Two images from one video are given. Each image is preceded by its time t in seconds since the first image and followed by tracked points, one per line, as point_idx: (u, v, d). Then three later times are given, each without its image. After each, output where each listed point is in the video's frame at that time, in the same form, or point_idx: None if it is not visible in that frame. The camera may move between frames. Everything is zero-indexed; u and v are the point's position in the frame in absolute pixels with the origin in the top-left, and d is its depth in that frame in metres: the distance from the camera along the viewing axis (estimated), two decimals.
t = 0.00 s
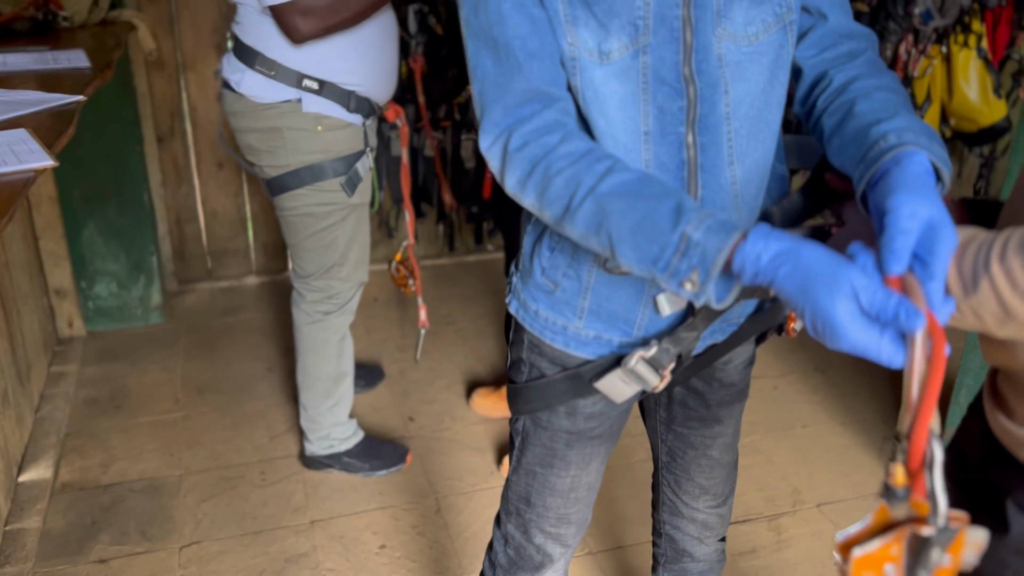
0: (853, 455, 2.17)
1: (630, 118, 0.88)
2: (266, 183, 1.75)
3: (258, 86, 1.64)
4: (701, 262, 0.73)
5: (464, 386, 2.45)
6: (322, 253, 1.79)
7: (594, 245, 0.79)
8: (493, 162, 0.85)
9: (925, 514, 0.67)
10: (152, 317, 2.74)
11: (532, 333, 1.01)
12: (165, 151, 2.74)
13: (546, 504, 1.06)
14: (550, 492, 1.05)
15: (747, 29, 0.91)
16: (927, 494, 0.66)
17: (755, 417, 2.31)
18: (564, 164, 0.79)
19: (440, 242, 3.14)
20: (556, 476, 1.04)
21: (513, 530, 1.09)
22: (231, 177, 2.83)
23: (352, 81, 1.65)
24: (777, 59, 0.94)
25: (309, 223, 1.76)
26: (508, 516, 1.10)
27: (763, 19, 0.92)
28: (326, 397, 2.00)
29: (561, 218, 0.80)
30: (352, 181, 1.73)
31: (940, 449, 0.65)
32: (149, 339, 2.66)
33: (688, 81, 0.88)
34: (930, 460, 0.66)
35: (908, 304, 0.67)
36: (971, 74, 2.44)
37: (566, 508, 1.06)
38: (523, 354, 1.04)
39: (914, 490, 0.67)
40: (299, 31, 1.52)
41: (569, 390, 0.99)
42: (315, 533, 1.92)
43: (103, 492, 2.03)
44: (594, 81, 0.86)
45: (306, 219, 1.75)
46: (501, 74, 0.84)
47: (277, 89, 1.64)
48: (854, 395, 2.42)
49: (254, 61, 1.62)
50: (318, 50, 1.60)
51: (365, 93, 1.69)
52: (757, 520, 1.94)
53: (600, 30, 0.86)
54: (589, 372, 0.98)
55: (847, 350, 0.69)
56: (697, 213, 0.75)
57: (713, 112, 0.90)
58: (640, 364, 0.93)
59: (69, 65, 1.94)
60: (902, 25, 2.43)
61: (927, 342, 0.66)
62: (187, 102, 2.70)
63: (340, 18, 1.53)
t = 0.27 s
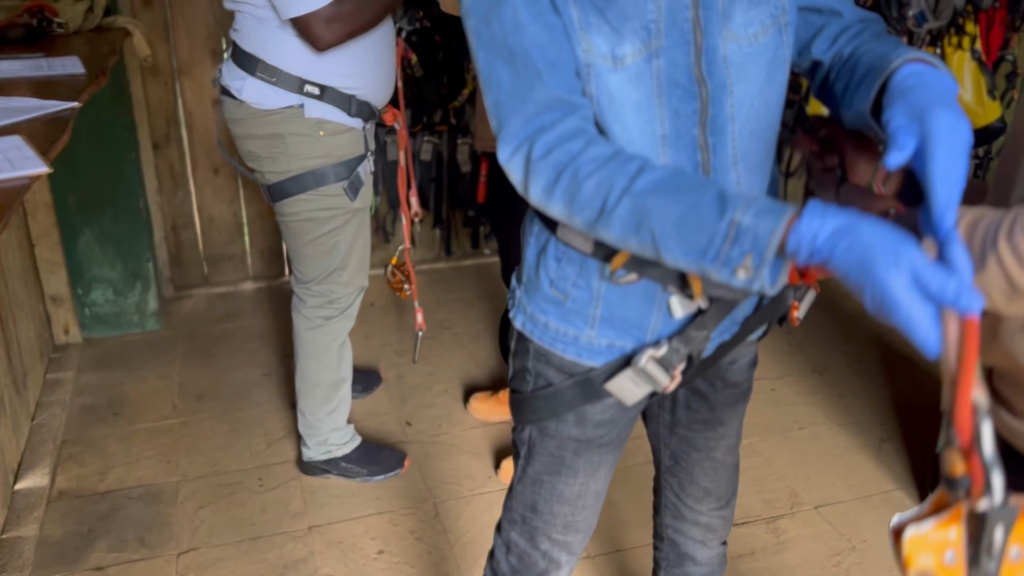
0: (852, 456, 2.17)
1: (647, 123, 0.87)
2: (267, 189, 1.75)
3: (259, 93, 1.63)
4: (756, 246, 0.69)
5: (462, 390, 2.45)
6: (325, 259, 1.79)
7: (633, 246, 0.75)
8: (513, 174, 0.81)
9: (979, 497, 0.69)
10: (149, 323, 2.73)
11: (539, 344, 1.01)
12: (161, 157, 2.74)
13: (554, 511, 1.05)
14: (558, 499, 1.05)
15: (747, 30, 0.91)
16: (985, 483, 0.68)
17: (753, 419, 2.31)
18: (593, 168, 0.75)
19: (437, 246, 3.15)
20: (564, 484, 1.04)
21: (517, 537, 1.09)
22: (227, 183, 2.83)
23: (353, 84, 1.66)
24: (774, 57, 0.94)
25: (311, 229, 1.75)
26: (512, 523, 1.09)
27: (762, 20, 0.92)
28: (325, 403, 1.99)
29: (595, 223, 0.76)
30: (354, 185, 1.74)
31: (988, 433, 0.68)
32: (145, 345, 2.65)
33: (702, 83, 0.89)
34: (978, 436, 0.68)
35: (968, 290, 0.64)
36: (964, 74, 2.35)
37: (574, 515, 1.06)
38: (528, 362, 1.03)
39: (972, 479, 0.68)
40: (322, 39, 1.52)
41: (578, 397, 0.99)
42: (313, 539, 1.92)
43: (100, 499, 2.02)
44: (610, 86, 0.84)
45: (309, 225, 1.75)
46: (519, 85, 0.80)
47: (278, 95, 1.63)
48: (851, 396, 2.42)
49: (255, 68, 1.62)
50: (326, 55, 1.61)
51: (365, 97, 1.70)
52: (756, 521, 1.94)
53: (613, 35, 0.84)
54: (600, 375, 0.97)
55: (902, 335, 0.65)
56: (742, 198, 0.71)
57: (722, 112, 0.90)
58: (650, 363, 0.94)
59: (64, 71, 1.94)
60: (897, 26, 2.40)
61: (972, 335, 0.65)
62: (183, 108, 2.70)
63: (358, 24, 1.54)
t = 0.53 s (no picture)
0: (847, 456, 2.18)
1: (653, 120, 0.88)
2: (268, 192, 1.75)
3: (265, 98, 1.63)
4: (779, 233, 0.72)
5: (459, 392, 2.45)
6: (325, 260, 1.80)
7: (651, 240, 0.77)
8: (521, 177, 0.82)
9: None
10: (145, 327, 2.73)
11: (541, 346, 1.01)
12: (156, 161, 2.74)
13: (556, 513, 1.06)
14: (560, 501, 1.05)
15: (740, 28, 0.91)
16: None
17: (748, 419, 2.31)
18: (606, 164, 0.77)
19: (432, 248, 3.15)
20: (567, 486, 1.04)
21: (518, 540, 1.09)
22: (222, 186, 2.83)
23: (355, 87, 1.67)
24: (766, 53, 0.94)
25: (312, 230, 1.75)
26: (513, 526, 1.10)
27: (755, 17, 0.92)
28: (323, 405, 1.99)
29: (610, 219, 0.78)
30: (359, 186, 1.75)
31: None
32: (141, 349, 2.65)
33: (705, 79, 0.89)
34: None
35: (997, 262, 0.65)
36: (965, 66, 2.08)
37: (576, 517, 1.06)
38: (529, 365, 1.04)
39: None
40: (315, 43, 1.52)
41: (580, 396, 0.99)
42: (309, 541, 1.92)
43: (95, 503, 2.02)
44: (615, 84, 0.85)
45: (310, 226, 1.75)
46: (525, 86, 0.81)
47: (283, 98, 1.63)
48: (845, 395, 2.43)
49: (258, 71, 1.61)
50: (328, 58, 1.61)
51: (365, 99, 1.71)
52: (751, 521, 1.95)
53: (618, 33, 0.85)
54: (599, 369, 0.98)
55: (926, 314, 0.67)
56: (763, 187, 0.74)
57: (722, 110, 0.90)
58: (648, 347, 0.94)
59: (57, 74, 1.94)
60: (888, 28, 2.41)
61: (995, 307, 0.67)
62: (178, 111, 2.69)
63: (352, 27, 1.54)
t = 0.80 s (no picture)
0: (841, 453, 2.19)
1: (656, 115, 0.88)
2: (262, 192, 1.75)
3: (260, 96, 1.63)
4: (779, 237, 0.73)
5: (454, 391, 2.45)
6: (322, 259, 1.80)
7: (652, 245, 0.78)
8: (523, 183, 0.82)
9: None
10: (140, 327, 2.73)
11: (537, 343, 1.02)
12: (151, 161, 2.73)
13: (552, 510, 1.06)
14: (557, 498, 1.05)
15: (731, 24, 0.93)
16: None
17: (743, 417, 2.32)
18: (606, 171, 0.78)
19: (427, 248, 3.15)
20: (563, 483, 1.05)
21: (515, 537, 1.09)
22: (217, 186, 2.83)
23: (348, 86, 1.66)
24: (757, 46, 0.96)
25: (307, 230, 1.76)
26: (510, 523, 1.10)
27: (744, 14, 0.94)
28: (320, 405, 2.00)
29: (612, 224, 0.78)
30: (351, 187, 1.74)
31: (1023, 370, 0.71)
32: (136, 349, 2.65)
33: (703, 71, 0.89)
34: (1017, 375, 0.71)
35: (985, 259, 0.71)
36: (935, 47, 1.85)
37: (573, 514, 1.06)
38: (525, 363, 1.05)
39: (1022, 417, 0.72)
40: (273, 34, 1.51)
41: (574, 391, 0.99)
42: (306, 540, 1.92)
43: (91, 503, 2.02)
44: (614, 81, 0.86)
45: (306, 227, 1.75)
46: (523, 94, 0.81)
47: (276, 97, 1.63)
48: (840, 393, 2.44)
49: (251, 69, 1.62)
50: (314, 55, 1.61)
51: (360, 100, 1.70)
52: (746, 519, 1.95)
53: (617, 29, 0.86)
54: (593, 366, 0.98)
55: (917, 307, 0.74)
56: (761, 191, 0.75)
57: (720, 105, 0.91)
58: (639, 341, 0.96)
59: (51, 74, 1.94)
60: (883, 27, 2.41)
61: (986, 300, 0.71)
62: (172, 112, 2.69)
63: (315, 20, 1.53)
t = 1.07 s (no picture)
0: (835, 451, 2.19)
1: (627, 114, 0.89)
2: (256, 190, 1.75)
3: (249, 94, 1.63)
4: (734, 233, 0.72)
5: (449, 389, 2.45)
6: (316, 258, 1.79)
7: (616, 242, 0.79)
8: (492, 182, 0.84)
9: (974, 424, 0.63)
10: (135, 327, 2.72)
11: (512, 339, 1.03)
12: (145, 160, 2.73)
13: (531, 510, 1.06)
14: (534, 498, 1.06)
15: (709, 26, 0.93)
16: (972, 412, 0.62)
17: (739, 415, 2.32)
18: (570, 170, 0.78)
19: (423, 246, 3.15)
20: (540, 483, 1.05)
21: (500, 535, 1.10)
22: (211, 185, 2.82)
23: (340, 86, 1.65)
24: (729, 51, 0.96)
25: (301, 229, 1.75)
26: (495, 521, 1.11)
27: (720, 18, 0.94)
28: (315, 404, 1.99)
29: (577, 222, 0.80)
30: (343, 186, 1.75)
31: (965, 364, 0.61)
32: (132, 349, 2.64)
33: (674, 73, 0.90)
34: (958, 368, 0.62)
35: (932, 250, 0.62)
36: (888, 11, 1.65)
37: (552, 514, 1.07)
38: (503, 360, 1.06)
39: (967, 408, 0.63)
40: (263, 37, 1.52)
41: (542, 391, 1.00)
42: (301, 540, 1.92)
43: (86, 503, 2.02)
44: (583, 81, 0.86)
45: (298, 225, 1.75)
46: (489, 95, 0.83)
47: (267, 96, 1.63)
48: (835, 390, 2.44)
49: (243, 68, 1.61)
50: (304, 55, 1.60)
51: (353, 98, 1.69)
52: (742, 516, 1.96)
53: (586, 30, 0.86)
54: (559, 367, 0.99)
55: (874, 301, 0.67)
56: (719, 188, 0.74)
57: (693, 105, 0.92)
58: (600, 347, 0.95)
59: (43, 73, 1.94)
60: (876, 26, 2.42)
61: (931, 299, 0.63)
62: (166, 111, 2.69)
63: (306, 23, 1.53)
